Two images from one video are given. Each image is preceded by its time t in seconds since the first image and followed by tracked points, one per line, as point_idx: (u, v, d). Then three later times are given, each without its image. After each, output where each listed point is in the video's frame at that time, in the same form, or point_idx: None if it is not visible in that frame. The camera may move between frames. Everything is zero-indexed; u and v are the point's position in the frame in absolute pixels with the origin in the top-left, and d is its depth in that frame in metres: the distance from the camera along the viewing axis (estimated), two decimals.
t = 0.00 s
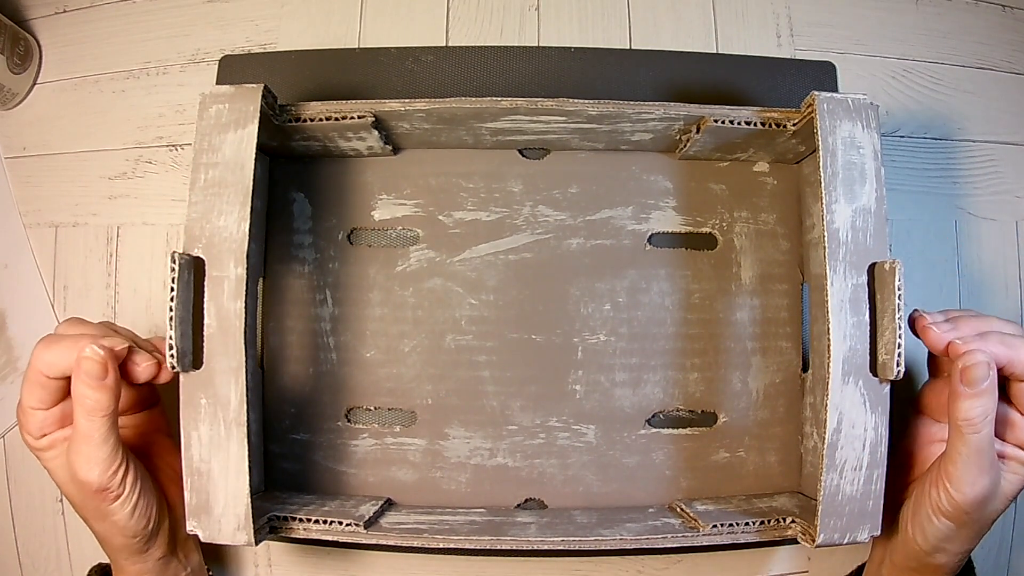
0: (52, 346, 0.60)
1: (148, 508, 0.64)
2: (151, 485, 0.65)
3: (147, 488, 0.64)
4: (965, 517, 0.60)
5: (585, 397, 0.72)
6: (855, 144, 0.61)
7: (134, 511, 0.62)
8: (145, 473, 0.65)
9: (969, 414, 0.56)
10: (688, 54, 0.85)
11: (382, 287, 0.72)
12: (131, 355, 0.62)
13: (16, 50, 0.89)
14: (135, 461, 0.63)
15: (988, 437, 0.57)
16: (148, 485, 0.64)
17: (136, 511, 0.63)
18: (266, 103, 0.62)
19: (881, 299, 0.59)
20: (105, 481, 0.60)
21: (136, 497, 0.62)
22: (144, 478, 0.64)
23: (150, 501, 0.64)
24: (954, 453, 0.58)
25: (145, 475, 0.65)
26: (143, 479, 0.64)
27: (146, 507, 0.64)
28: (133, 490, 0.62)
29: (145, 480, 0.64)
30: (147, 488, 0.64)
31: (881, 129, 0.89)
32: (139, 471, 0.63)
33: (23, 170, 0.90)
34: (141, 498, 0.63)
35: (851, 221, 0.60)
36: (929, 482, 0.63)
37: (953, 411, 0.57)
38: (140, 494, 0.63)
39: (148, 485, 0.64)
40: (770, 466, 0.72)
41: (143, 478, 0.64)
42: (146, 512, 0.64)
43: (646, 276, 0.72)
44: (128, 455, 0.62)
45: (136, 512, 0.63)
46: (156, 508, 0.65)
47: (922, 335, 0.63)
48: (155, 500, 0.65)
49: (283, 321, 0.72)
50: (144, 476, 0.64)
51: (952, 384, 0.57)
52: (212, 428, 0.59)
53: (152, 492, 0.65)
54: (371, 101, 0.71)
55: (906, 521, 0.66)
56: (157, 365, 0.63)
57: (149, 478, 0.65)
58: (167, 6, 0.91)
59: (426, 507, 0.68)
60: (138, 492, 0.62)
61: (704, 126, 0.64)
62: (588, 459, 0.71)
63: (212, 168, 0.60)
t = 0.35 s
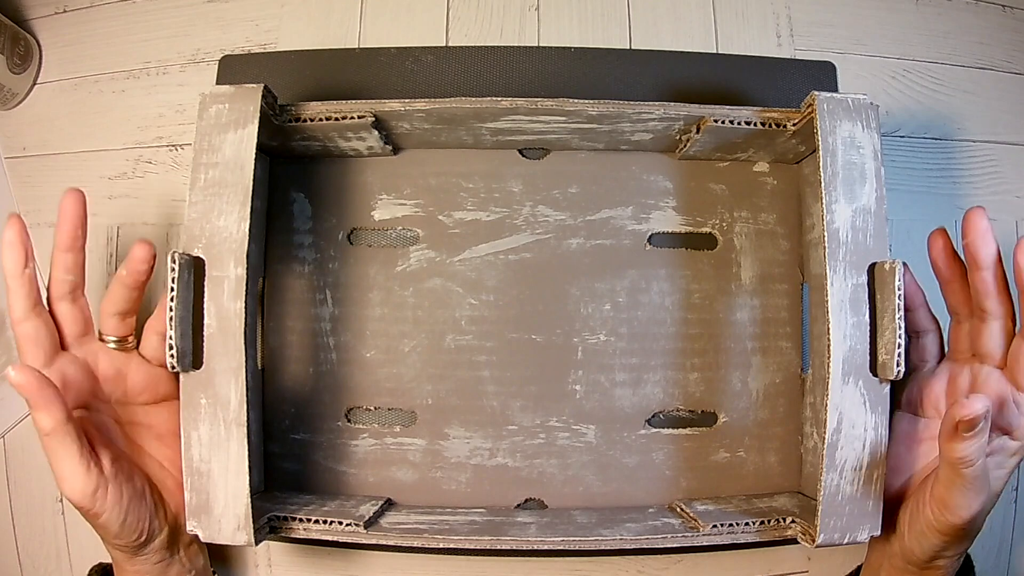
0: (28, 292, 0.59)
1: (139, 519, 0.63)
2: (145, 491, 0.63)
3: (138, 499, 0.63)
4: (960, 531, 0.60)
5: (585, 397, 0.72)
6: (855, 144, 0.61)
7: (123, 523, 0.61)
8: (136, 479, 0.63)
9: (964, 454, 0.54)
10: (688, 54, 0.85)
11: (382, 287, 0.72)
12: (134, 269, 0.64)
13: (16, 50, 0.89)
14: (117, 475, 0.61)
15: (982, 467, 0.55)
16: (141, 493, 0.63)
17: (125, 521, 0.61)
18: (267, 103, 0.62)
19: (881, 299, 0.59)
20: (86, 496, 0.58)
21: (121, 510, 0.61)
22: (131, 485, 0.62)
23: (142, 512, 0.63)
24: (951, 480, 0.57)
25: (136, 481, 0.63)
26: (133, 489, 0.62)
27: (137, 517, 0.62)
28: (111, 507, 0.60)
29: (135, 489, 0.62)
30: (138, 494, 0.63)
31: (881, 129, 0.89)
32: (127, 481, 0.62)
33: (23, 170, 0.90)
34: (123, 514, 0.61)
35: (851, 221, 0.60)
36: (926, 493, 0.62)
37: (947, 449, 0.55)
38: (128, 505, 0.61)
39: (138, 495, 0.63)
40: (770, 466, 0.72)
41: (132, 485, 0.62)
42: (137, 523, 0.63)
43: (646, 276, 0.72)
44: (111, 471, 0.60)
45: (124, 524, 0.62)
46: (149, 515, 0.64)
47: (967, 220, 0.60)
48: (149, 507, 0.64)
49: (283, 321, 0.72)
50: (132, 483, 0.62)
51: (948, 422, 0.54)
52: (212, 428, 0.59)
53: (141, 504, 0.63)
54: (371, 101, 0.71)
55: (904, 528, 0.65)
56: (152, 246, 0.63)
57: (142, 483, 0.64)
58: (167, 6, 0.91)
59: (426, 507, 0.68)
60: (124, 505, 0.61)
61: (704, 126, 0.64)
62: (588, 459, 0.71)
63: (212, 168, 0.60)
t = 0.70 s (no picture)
0: (35, 277, 0.61)
1: (140, 518, 0.63)
2: (148, 489, 0.64)
3: (140, 498, 0.63)
4: (954, 527, 0.60)
5: (585, 397, 0.72)
6: (855, 144, 0.61)
7: (127, 521, 0.62)
8: (139, 475, 0.63)
9: (951, 448, 0.54)
10: (688, 54, 0.85)
11: (382, 286, 0.72)
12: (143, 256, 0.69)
13: (16, 50, 0.89)
14: (121, 476, 0.61)
15: (971, 461, 0.55)
16: (143, 491, 0.63)
17: (128, 519, 0.62)
18: (267, 103, 0.62)
19: (881, 299, 0.59)
20: (89, 493, 0.58)
21: (124, 509, 0.61)
22: (133, 483, 0.62)
23: (145, 510, 0.63)
24: (942, 475, 0.57)
25: (139, 478, 0.63)
26: (134, 488, 0.62)
27: (139, 516, 0.63)
28: (113, 510, 0.61)
29: (138, 487, 0.63)
30: (140, 493, 0.63)
31: (881, 129, 0.89)
32: (130, 479, 0.62)
33: (23, 170, 0.90)
34: (127, 514, 0.62)
35: (851, 221, 0.60)
36: (919, 490, 0.62)
37: (935, 444, 0.55)
38: (128, 505, 0.62)
39: (140, 493, 0.63)
40: (770, 466, 0.72)
41: (135, 482, 0.62)
42: (139, 522, 0.63)
43: (646, 276, 0.72)
44: (113, 468, 0.61)
45: (127, 522, 0.62)
46: (153, 513, 0.64)
47: (940, 217, 0.61)
48: (152, 505, 0.64)
49: (283, 321, 0.72)
50: (135, 480, 0.63)
51: (933, 417, 0.54)
52: (212, 428, 0.59)
53: (144, 505, 0.63)
54: (371, 101, 0.71)
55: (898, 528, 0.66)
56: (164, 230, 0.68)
57: (144, 481, 0.64)
58: (167, 6, 0.91)
59: (426, 507, 0.68)
60: (126, 504, 0.61)
61: (704, 126, 0.64)
62: (588, 459, 0.71)
63: (212, 168, 0.60)
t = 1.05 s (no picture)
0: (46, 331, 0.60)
1: (144, 501, 0.64)
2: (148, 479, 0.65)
3: (144, 481, 0.64)
4: (968, 508, 0.60)
5: (585, 397, 0.72)
6: (855, 144, 0.61)
7: (129, 504, 0.62)
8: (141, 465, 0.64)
9: (969, 398, 0.56)
10: (688, 54, 0.85)
11: (382, 286, 0.72)
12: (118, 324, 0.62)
13: (16, 50, 0.89)
14: (131, 453, 0.63)
15: (988, 424, 0.57)
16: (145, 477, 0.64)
17: (130, 503, 0.63)
18: (267, 103, 0.62)
19: (881, 299, 0.59)
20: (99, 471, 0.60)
21: (131, 489, 0.62)
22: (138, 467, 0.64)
23: (146, 494, 0.64)
24: (959, 441, 0.58)
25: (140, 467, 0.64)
26: (139, 471, 0.64)
27: (142, 499, 0.63)
28: (129, 481, 0.62)
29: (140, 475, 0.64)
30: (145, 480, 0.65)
31: (881, 129, 0.89)
32: (136, 462, 0.64)
33: (23, 170, 0.90)
34: (136, 490, 0.63)
35: (851, 221, 0.60)
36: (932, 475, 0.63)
37: (952, 397, 0.57)
38: (136, 484, 0.63)
39: (144, 476, 0.64)
40: (770, 465, 0.72)
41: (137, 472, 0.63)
42: (142, 505, 0.64)
43: (646, 276, 0.72)
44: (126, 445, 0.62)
45: (131, 505, 0.63)
46: (152, 500, 0.65)
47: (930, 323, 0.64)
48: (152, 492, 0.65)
49: (283, 321, 0.72)
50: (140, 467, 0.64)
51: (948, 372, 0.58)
52: (212, 428, 0.59)
53: (149, 485, 0.65)
54: (371, 101, 0.71)
55: (910, 520, 0.65)
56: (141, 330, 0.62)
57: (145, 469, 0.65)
58: (167, 6, 0.91)
59: (426, 507, 0.68)
60: (134, 483, 0.63)
61: (704, 126, 0.64)
62: (588, 459, 0.71)
63: (212, 168, 0.60)
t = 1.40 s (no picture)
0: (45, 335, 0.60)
1: (145, 503, 0.64)
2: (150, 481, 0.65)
3: (145, 483, 0.64)
4: (966, 517, 0.60)
5: (585, 397, 0.72)
6: (855, 144, 0.61)
7: (130, 505, 0.62)
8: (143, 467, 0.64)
9: (967, 409, 0.56)
10: (688, 54, 0.85)
11: (382, 286, 0.72)
12: (117, 328, 0.61)
13: (16, 50, 0.89)
14: (133, 455, 0.63)
15: (986, 434, 0.57)
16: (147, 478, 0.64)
17: (132, 506, 0.63)
18: (266, 103, 0.62)
19: (881, 299, 0.59)
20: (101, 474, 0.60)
21: (133, 491, 0.62)
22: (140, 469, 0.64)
23: (148, 496, 0.64)
24: (958, 450, 0.58)
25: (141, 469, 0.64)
26: (141, 473, 0.64)
27: (144, 501, 0.63)
28: (130, 483, 0.62)
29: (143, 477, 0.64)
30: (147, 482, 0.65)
31: (881, 129, 0.89)
32: (137, 464, 0.64)
33: (23, 170, 0.90)
34: (138, 492, 0.63)
35: (851, 222, 0.60)
36: (931, 483, 0.62)
37: (951, 407, 0.57)
38: (137, 486, 0.63)
39: (146, 478, 0.64)
40: (770, 466, 0.72)
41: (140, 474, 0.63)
42: (143, 507, 0.64)
43: (646, 276, 0.72)
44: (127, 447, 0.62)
45: (132, 507, 0.63)
46: (154, 502, 0.65)
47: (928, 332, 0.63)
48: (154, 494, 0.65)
49: (283, 321, 0.72)
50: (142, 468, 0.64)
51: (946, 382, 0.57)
52: (213, 428, 0.59)
53: (151, 487, 0.65)
54: (371, 101, 0.71)
55: (908, 528, 0.65)
56: (142, 333, 0.62)
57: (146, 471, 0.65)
58: (167, 6, 0.91)
59: (425, 507, 0.68)
60: (135, 485, 0.63)
61: (704, 126, 0.64)
62: (588, 459, 0.71)
63: (212, 168, 0.60)
